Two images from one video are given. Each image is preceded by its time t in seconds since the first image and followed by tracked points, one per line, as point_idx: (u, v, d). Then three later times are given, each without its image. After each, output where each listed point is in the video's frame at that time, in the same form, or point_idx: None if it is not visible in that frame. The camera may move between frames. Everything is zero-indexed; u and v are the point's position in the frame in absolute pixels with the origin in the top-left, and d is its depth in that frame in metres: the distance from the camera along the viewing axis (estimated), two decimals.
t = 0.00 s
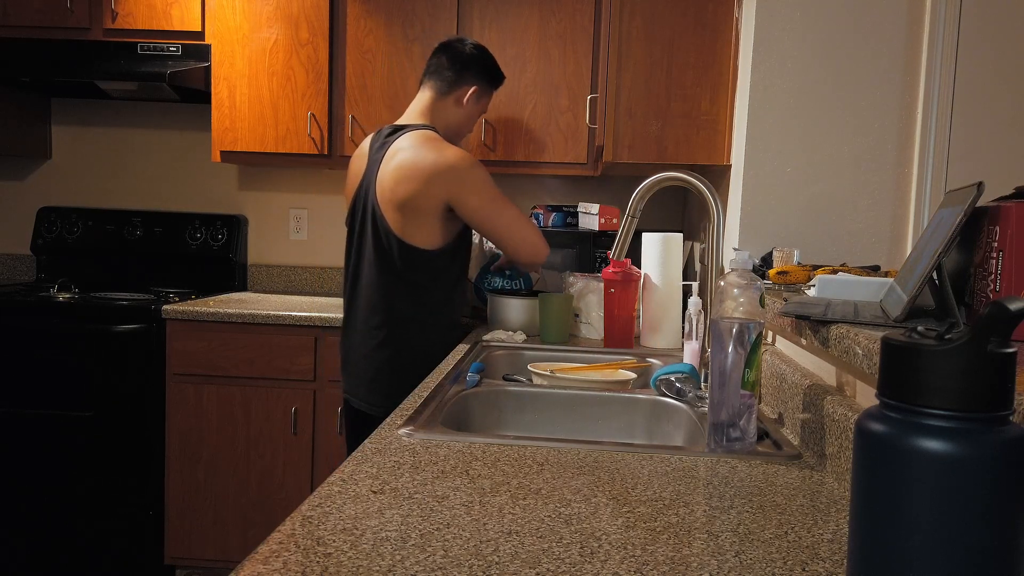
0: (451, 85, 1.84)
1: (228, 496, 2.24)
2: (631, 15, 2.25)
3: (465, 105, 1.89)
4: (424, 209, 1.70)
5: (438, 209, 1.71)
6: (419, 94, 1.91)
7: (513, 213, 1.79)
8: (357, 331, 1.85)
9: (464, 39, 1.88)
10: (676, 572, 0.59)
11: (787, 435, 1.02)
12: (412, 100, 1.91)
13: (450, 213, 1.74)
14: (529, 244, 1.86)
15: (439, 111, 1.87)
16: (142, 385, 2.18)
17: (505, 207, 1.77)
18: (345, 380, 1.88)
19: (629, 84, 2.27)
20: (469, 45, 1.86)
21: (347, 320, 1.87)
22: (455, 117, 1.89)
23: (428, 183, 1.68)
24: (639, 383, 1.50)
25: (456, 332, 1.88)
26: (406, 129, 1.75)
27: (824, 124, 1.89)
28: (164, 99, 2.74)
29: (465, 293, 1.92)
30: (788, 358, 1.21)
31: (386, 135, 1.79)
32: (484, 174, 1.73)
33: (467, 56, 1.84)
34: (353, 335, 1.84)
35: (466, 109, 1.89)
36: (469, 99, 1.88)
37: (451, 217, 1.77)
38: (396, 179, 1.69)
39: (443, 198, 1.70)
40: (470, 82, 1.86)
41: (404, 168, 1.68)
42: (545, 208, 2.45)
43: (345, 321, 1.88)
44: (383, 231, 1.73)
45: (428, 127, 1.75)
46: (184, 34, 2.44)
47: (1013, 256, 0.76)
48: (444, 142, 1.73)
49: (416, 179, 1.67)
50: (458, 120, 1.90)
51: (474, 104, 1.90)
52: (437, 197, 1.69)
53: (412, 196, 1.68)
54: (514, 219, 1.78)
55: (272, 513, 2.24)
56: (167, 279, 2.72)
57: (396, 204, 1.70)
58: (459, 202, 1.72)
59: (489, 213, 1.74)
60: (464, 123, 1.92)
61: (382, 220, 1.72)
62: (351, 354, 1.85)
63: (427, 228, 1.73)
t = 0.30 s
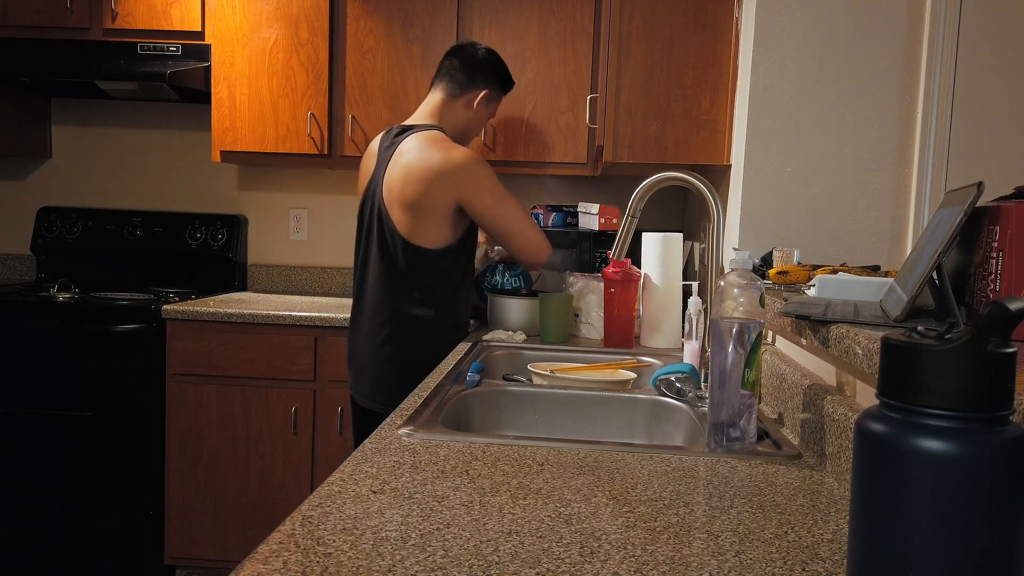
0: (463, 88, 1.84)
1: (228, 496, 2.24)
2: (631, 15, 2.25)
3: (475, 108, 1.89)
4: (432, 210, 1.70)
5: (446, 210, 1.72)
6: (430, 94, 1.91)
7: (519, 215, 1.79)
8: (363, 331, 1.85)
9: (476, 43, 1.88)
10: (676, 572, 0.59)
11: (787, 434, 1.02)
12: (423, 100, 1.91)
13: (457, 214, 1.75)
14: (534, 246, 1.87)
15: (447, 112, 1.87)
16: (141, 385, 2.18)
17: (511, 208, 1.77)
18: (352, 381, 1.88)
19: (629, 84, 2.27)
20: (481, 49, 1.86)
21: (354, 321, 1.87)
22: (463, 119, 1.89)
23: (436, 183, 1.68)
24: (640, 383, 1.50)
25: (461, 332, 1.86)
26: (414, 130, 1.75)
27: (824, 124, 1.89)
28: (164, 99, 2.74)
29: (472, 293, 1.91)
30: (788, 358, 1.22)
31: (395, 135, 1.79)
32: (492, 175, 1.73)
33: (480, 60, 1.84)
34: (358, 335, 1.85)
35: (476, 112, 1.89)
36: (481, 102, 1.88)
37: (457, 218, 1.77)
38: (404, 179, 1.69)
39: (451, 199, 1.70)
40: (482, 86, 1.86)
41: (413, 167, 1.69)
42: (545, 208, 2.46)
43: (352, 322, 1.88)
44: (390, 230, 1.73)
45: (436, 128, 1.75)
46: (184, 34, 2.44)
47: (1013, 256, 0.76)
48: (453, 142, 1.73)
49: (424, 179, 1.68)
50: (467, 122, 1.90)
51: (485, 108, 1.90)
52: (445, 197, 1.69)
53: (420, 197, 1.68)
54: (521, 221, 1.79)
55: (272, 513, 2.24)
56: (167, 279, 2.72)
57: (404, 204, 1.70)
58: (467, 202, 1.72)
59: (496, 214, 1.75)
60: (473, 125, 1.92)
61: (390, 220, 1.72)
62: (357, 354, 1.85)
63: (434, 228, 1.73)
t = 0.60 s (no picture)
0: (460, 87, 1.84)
1: (228, 496, 2.24)
2: (632, 15, 2.25)
3: (475, 107, 1.89)
4: (434, 213, 1.70)
5: (447, 213, 1.72)
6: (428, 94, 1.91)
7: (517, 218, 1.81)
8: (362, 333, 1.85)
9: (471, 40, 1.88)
10: (676, 572, 0.59)
11: (787, 434, 1.02)
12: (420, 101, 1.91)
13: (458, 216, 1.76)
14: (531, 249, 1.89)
15: (446, 112, 1.87)
16: (141, 385, 2.18)
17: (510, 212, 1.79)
18: (352, 382, 1.87)
19: (629, 83, 2.27)
20: (476, 47, 1.85)
21: (353, 323, 1.87)
22: (464, 119, 1.90)
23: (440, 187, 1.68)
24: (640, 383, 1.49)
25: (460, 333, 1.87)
26: (416, 131, 1.74)
27: (824, 124, 1.89)
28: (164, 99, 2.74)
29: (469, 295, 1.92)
30: (788, 357, 1.22)
31: (395, 135, 1.78)
32: (492, 178, 1.75)
33: (478, 58, 1.83)
34: (358, 336, 1.85)
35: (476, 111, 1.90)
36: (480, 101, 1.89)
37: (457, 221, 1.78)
38: (407, 182, 1.69)
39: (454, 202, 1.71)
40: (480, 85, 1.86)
41: (416, 171, 1.68)
42: (545, 208, 2.44)
43: (351, 323, 1.88)
44: (391, 233, 1.73)
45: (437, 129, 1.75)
46: (185, 34, 2.44)
47: (1013, 256, 0.77)
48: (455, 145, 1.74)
49: (428, 181, 1.68)
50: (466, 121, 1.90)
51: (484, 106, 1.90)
52: (448, 200, 1.70)
53: (422, 199, 1.68)
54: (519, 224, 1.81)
55: (272, 513, 2.24)
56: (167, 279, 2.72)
57: (406, 206, 1.70)
58: (469, 205, 1.74)
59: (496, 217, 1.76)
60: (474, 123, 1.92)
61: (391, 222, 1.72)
62: (357, 355, 1.85)
63: (437, 231, 1.73)
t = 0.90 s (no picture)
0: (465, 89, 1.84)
1: (228, 496, 2.24)
2: (631, 15, 2.25)
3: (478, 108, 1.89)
4: (434, 214, 1.70)
5: (447, 215, 1.73)
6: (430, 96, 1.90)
7: (517, 225, 1.81)
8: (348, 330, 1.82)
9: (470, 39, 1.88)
10: (676, 572, 0.59)
11: (787, 434, 1.02)
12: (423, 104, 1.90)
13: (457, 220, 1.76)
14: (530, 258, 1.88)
15: (452, 113, 1.87)
16: (142, 385, 2.19)
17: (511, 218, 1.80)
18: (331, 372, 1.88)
19: (629, 83, 2.27)
20: (478, 46, 1.85)
21: (338, 322, 1.84)
22: (470, 118, 1.90)
23: (443, 189, 1.69)
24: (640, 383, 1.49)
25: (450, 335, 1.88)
26: (419, 131, 1.74)
27: (823, 124, 1.89)
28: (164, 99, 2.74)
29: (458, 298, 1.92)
30: (788, 357, 1.22)
31: (398, 134, 1.78)
32: (494, 184, 1.76)
33: (480, 58, 1.83)
34: (346, 336, 1.81)
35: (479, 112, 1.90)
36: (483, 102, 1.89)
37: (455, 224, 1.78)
38: (408, 183, 1.68)
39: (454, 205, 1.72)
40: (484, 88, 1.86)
41: (418, 172, 1.68)
42: (545, 208, 2.45)
43: (335, 321, 1.84)
44: (388, 232, 1.72)
45: (441, 131, 1.75)
46: (185, 34, 2.44)
47: (1013, 256, 0.77)
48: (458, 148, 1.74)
49: (430, 183, 1.68)
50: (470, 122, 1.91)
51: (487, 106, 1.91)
52: (448, 202, 1.71)
53: (423, 200, 1.68)
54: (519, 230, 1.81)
55: (272, 513, 2.24)
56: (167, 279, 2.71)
57: (406, 206, 1.69)
58: (470, 208, 1.74)
59: (496, 223, 1.77)
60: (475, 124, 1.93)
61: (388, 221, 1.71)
62: (343, 353, 1.82)
63: (436, 233, 1.73)
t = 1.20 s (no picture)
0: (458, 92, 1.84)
1: (228, 496, 2.24)
2: (631, 15, 2.25)
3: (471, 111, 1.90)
4: (432, 207, 1.68)
5: (444, 210, 1.70)
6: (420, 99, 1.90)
7: (519, 220, 1.81)
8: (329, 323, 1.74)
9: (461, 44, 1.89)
10: (676, 572, 0.59)
11: (787, 435, 1.02)
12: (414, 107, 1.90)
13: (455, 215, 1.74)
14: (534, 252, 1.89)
15: (456, 116, 1.87)
16: (141, 386, 2.18)
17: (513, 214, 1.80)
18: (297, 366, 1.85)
19: (629, 84, 2.27)
20: (469, 50, 1.86)
21: (318, 314, 1.76)
22: (461, 121, 1.89)
23: (441, 181, 1.67)
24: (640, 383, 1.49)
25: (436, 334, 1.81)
26: (412, 127, 1.73)
27: (823, 124, 1.89)
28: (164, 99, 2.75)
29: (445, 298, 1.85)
30: (788, 357, 1.22)
31: (391, 130, 1.76)
32: (493, 180, 1.75)
33: (472, 61, 1.84)
34: (324, 326, 1.74)
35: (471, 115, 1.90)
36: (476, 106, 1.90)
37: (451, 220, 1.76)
38: (405, 176, 1.65)
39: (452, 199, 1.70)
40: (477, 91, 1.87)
41: (415, 164, 1.66)
42: (545, 208, 2.45)
43: (314, 313, 1.77)
44: (382, 226, 1.67)
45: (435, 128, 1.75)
46: (185, 34, 2.44)
47: (1013, 256, 0.77)
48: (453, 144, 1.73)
49: (428, 175, 1.66)
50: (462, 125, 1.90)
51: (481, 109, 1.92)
52: (447, 196, 1.69)
53: (421, 192, 1.66)
54: (522, 226, 1.81)
55: (272, 512, 2.23)
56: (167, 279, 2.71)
57: (402, 199, 1.66)
58: (468, 203, 1.73)
59: (498, 218, 1.76)
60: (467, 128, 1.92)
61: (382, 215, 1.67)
62: (323, 346, 1.74)
63: (428, 224, 1.69)
